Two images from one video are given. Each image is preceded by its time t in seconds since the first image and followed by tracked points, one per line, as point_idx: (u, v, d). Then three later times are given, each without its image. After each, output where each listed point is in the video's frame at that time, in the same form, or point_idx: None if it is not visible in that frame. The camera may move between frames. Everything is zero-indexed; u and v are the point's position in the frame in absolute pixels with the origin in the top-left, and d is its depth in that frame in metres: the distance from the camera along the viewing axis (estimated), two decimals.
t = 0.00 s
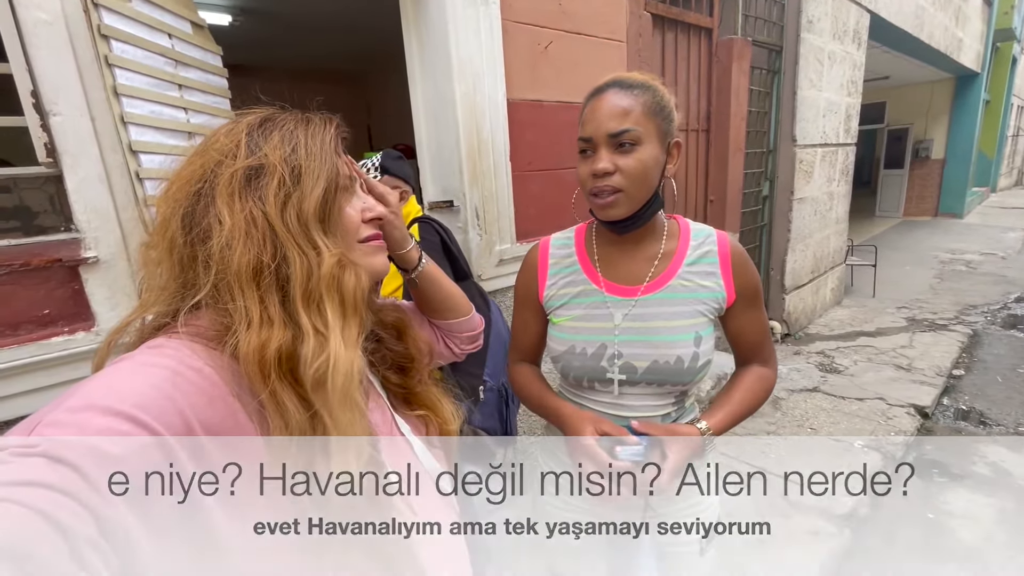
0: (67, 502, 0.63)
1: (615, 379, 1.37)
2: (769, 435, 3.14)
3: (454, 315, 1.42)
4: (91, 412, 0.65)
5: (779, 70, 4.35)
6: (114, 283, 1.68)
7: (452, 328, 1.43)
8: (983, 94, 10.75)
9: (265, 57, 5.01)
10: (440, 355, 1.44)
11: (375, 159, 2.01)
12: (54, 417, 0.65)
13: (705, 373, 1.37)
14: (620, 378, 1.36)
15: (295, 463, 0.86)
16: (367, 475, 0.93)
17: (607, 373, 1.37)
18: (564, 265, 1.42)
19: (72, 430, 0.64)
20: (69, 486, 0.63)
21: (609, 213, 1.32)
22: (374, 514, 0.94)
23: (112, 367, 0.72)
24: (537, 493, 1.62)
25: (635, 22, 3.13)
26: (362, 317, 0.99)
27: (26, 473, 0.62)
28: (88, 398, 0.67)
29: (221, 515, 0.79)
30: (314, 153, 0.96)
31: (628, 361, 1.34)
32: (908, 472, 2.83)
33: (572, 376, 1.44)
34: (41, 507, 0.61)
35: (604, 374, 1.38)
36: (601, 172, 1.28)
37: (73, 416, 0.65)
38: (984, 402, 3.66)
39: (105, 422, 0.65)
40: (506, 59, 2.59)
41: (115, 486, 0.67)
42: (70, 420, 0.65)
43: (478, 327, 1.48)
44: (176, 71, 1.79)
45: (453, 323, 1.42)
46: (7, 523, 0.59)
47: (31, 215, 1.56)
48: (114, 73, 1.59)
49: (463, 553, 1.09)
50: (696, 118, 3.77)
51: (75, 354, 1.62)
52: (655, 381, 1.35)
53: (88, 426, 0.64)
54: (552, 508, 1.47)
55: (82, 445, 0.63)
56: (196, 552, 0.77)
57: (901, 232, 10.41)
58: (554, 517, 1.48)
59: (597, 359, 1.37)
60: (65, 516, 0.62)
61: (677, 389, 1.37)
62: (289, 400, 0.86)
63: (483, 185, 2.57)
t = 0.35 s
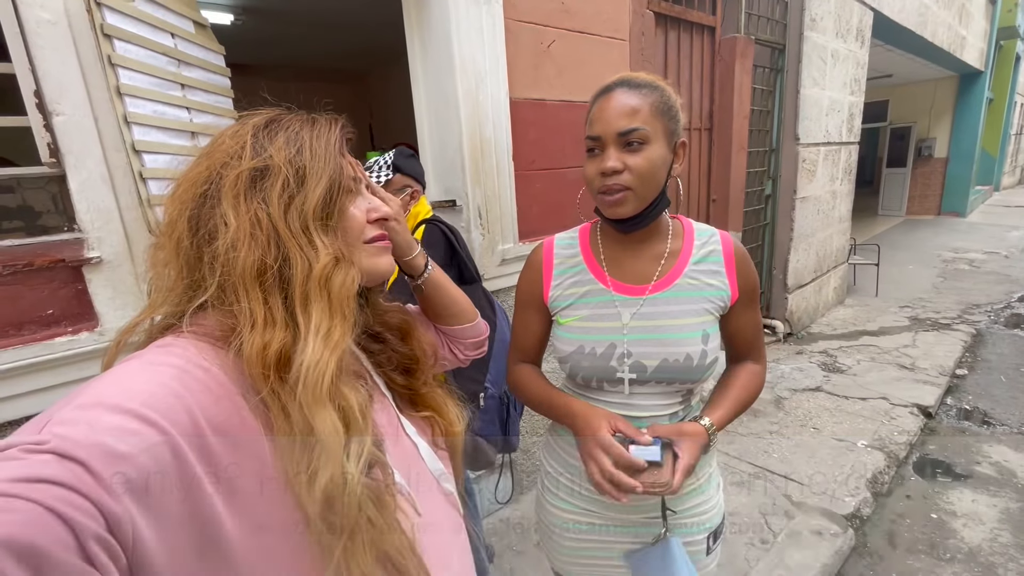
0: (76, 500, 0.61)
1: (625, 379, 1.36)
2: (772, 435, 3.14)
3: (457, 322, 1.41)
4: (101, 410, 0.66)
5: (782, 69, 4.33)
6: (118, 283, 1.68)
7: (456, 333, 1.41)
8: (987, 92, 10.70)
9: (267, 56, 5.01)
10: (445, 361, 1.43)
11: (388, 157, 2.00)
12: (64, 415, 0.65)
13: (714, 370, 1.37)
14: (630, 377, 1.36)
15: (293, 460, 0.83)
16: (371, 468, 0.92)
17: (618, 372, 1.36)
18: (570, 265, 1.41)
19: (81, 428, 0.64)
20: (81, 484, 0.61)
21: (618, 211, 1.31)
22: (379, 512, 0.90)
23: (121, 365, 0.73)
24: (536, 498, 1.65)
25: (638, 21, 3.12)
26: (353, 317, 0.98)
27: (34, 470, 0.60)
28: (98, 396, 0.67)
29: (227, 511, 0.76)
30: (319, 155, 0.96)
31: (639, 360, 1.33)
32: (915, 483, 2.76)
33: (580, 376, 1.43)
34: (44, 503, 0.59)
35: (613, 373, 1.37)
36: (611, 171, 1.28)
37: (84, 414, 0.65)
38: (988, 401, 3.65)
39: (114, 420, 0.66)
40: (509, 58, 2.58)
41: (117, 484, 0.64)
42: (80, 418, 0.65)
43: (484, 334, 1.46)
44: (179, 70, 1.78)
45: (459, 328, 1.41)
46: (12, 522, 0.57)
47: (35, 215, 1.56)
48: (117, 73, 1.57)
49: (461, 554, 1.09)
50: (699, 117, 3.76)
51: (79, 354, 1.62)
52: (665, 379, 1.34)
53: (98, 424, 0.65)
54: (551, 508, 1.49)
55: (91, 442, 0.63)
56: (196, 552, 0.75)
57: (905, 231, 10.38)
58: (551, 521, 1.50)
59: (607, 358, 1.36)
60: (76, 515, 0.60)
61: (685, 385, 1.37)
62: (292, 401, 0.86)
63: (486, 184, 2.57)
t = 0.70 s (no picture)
0: (81, 493, 0.61)
1: (629, 376, 1.36)
2: (774, 434, 3.13)
3: (459, 322, 1.40)
4: (109, 405, 0.65)
5: (783, 67, 4.32)
6: (119, 283, 1.68)
7: (461, 334, 1.41)
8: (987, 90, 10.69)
9: (266, 55, 5.00)
10: (450, 361, 1.43)
11: (391, 156, 1.99)
12: (71, 410, 0.64)
13: (718, 368, 1.37)
14: (634, 375, 1.35)
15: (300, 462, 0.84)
16: (376, 472, 0.93)
17: (621, 370, 1.36)
18: (573, 263, 1.41)
19: (88, 423, 0.63)
20: (86, 478, 0.62)
21: (622, 209, 1.31)
22: (383, 512, 0.91)
23: (128, 361, 0.72)
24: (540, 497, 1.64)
25: (639, 19, 3.11)
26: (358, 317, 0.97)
27: (39, 465, 0.60)
28: (105, 391, 0.66)
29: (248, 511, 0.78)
30: (321, 153, 0.95)
31: (642, 357, 1.33)
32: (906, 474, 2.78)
33: (584, 374, 1.43)
34: (50, 496, 0.59)
35: (617, 371, 1.37)
36: (616, 168, 1.27)
37: (91, 409, 0.64)
38: (989, 399, 3.65)
39: (120, 415, 0.65)
40: (510, 57, 2.57)
41: (117, 483, 0.64)
42: (87, 413, 0.64)
43: (488, 335, 1.46)
44: (180, 69, 1.77)
45: (463, 329, 1.41)
46: (18, 515, 0.57)
47: (35, 215, 1.55)
48: (117, 72, 1.55)
49: (464, 552, 1.08)
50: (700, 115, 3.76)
51: (80, 354, 1.61)
52: (669, 376, 1.34)
53: (104, 419, 0.64)
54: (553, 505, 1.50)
55: (97, 437, 0.63)
56: (207, 553, 0.75)
57: (905, 229, 10.38)
58: (557, 520, 1.49)
59: (610, 356, 1.36)
60: (80, 509, 0.61)
61: (689, 383, 1.36)
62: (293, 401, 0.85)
63: (488, 183, 2.56)
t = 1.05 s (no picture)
0: (79, 495, 0.63)
1: (625, 372, 1.36)
2: (772, 432, 3.14)
3: (459, 325, 1.41)
4: (108, 407, 0.65)
5: (779, 66, 4.33)
6: (115, 285, 1.67)
7: (459, 336, 1.41)
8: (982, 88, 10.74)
9: (263, 56, 4.99)
10: (448, 364, 1.42)
11: (389, 156, 1.98)
12: (70, 411, 0.64)
13: (714, 363, 1.36)
14: (630, 371, 1.35)
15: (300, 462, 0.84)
16: (375, 472, 0.93)
17: (617, 366, 1.35)
18: (570, 260, 1.41)
19: (87, 425, 0.64)
20: (81, 479, 0.63)
21: (617, 204, 1.30)
22: (383, 512, 0.94)
23: (127, 362, 0.71)
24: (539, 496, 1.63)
25: (636, 19, 3.11)
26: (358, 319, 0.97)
27: (37, 467, 0.62)
28: (104, 392, 0.66)
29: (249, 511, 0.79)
30: (317, 154, 0.94)
31: (638, 353, 1.33)
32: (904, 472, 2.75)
33: (580, 370, 1.43)
34: (51, 499, 0.62)
35: (613, 366, 1.36)
36: (613, 164, 1.27)
37: (90, 410, 0.64)
38: (986, 396, 3.66)
39: (119, 417, 0.65)
40: (507, 56, 2.57)
41: (118, 482, 0.65)
42: (86, 414, 0.64)
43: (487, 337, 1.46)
44: (176, 70, 1.76)
45: (462, 331, 1.41)
46: (20, 517, 0.60)
47: (30, 217, 1.54)
48: (113, 73, 1.54)
49: (466, 553, 1.06)
50: (697, 115, 3.77)
51: (77, 357, 1.60)
52: (665, 373, 1.34)
53: (103, 421, 0.64)
54: (551, 505, 1.52)
55: (95, 438, 0.63)
56: (206, 554, 0.75)
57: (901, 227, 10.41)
58: (557, 518, 1.49)
59: (606, 351, 1.35)
60: (79, 509, 0.63)
61: (685, 379, 1.36)
62: (292, 403, 0.84)
63: (485, 183, 2.55)
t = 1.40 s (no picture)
0: (68, 503, 0.62)
1: (615, 370, 1.36)
2: (767, 432, 3.15)
3: (453, 330, 1.40)
4: (96, 413, 0.64)
5: (772, 67, 4.35)
6: (106, 289, 1.66)
7: (453, 341, 1.41)
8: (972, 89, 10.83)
9: (256, 57, 4.97)
10: (441, 368, 1.42)
11: (381, 158, 1.97)
12: (58, 418, 0.64)
13: (704, 359, 1.37)
14: (620, 369, 1.35)
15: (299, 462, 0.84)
16: (375, 472, 0.93)
17: (608, 364, 1.36)
18: (558, 260, 1.41)
19: (75, 432, 0.63)
20: (71, 486, 0.63)
21: (614, 203, 1.31)
22: (382, 513, 0.94)
23: (118, 368, 0.71)
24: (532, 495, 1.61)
25: (629, 20, 3.12)
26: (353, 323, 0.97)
27: (26, 474, 0.61)
28: (91, 399, 0.65)
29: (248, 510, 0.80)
30: (309, 158, 0.93)
31: (628, 351, 1.33)
32: (904, 471, 2.77)
33: (571, 370, 1.43)
34: (40, 509, 0.61)
35: (604, 366, 1.37)
36: (605, 163, 1.27)
37: (78, 417, 0.63)
38: (978, 394, 3.69)
39: (108, 423, 0.64)
40: (501, 58, 2.57)
41: (118, 482, 0.64)
42: (73, 421, 0.63)
43: (482, 342, 1.45)
44: (167, 73, 1.75)
45: (456, 336, 1.40)
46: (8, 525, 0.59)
47: (19, 221, 1.52)
48: (103, 75, 1.53)
49: (459, 553, 1.07)
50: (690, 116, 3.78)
51: (68, 361, 1.59)
52: (655, 370, 1.34)
53: (91, 427, 0.63)
54: (546, 504, 1.49)
55: (83, 445, 0.62)
56: (206, 554, 0.76)
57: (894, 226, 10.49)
58: (550, 516, 1.48)
59: (596, 351, 1.36)
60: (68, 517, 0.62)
61: (675, 376, 1.37)
62: (285, 408, 0.84)
63: (480, 184, 2.55)
